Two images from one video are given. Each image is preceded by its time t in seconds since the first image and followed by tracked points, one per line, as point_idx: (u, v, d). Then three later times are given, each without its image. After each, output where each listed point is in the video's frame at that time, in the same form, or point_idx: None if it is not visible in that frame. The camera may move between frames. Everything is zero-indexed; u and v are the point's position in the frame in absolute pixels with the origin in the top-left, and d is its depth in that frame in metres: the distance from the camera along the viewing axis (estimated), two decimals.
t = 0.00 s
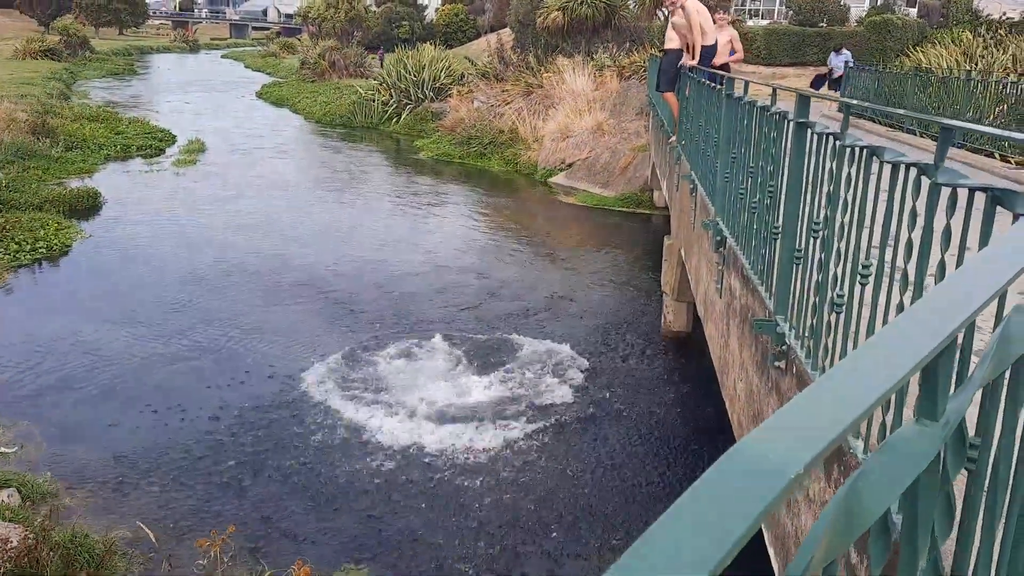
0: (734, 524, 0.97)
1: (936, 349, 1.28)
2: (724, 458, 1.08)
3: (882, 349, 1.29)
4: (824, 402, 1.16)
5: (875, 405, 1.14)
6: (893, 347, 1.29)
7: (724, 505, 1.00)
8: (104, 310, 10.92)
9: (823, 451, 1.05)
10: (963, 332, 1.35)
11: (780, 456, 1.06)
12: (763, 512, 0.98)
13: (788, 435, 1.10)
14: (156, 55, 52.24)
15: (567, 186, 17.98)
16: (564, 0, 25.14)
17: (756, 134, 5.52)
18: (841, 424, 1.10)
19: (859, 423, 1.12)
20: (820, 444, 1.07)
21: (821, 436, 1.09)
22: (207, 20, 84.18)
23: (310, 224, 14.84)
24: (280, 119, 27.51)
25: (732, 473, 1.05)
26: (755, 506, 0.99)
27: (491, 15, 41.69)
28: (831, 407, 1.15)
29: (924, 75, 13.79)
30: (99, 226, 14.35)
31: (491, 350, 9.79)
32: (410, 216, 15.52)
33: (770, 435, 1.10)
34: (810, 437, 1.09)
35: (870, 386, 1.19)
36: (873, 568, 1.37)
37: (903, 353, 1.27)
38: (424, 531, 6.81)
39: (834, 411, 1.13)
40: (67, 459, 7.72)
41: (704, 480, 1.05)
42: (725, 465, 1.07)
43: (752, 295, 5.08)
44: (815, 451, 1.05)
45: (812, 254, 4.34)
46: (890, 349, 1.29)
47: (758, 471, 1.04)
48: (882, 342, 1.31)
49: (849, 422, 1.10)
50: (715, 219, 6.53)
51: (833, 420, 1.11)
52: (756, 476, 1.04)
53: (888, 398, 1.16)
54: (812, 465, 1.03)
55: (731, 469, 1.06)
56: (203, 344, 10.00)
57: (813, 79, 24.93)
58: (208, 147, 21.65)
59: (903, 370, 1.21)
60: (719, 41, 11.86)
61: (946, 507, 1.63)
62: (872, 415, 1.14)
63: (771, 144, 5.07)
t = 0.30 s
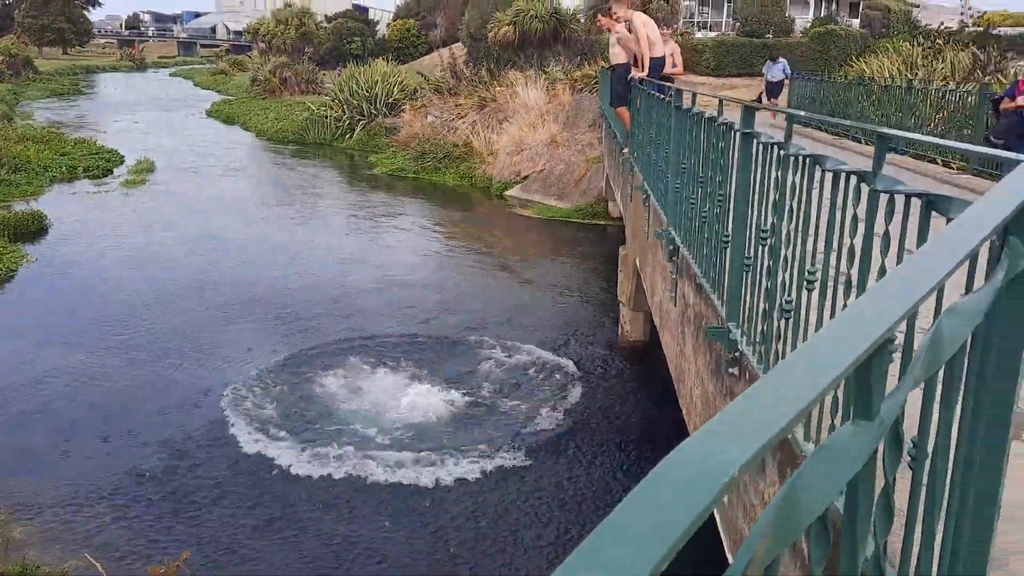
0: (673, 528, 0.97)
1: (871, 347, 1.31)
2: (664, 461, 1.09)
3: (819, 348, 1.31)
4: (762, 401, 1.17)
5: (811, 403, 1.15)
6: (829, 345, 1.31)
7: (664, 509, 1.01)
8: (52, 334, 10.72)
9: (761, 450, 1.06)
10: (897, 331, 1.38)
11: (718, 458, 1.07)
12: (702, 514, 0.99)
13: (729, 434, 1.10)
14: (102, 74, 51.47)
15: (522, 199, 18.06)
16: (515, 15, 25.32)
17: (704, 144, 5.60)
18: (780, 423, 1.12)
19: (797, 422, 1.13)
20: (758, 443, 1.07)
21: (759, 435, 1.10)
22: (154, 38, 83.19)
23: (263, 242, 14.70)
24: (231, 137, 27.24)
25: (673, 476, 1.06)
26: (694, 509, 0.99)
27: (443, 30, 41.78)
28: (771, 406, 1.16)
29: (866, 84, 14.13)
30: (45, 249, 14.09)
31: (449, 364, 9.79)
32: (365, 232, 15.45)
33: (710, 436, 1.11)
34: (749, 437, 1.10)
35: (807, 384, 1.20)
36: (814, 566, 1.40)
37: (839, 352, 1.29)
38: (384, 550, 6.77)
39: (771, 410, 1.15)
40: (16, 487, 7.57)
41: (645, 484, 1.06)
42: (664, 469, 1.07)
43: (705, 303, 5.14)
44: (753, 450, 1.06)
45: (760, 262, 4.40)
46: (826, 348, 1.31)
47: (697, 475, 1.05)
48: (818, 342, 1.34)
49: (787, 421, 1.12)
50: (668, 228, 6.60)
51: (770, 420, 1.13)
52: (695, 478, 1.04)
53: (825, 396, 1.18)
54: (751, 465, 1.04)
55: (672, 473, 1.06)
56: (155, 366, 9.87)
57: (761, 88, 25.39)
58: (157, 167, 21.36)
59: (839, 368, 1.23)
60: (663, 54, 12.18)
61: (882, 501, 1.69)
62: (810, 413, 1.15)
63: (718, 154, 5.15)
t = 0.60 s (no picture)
0: (646, 546, 0.93)
1: (850, 361, 1.28)
2: (636, 477, 1.04)
3: (797, 360, 1.28)
4: (739, 415, 1.14)
5: (788, 417, 1.12)
6: (805, 358, 1.29)
7: (637, 525, 0.97)
8: (38, 350, 10.64)
9: (736, 467, 1.03)
10: (880, 346, 1.36)
11: (693, 475, 1.02)
12: (675, 533, 0.95)
13: (702, 452, 1.07)
14: (91, 88, 51.39)
15: (512, 212, 18.06)
16: (505, 28, 25.38)
17: (692, 158, 5.60)
18: (756, 438, 1.08)
19: (774, 437, 1.10)
20: (733, 461, 1.04)
21: (736, 451, 1.06)
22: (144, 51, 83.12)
23: (252, 257, 14.65)
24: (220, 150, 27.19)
25: (646, 492, 1.02)
26: (665, 528, 0.95)
27: (433, 44, 41.86)
28: (747, 420, 1.12)
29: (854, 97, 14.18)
30: (32, 264, 14.00)
31: (438, 377, 9.75)
32: (355, 246, 15.41)
33: (684, 452, 1.07)
34: (724, 454, 1.06)
35: (784, 398, 1.17)
36: None
37: (817, 365, 1.26)
38: (371, 566, 6.72)
39: (748, 425, 1.11)
40: None
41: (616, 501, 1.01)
42: (637, 483, 1.03)
43: (693, 316, 5.12)
44: (728, 467, 1.03)
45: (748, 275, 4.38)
46: (803, 360, 1.28)
47: (670, 490, 1.01)
48: (796, 355, 1.31)
49: (764, 435, 1.08)
50: (657, 242, 6.59)
51: (748, 434, 1.09)
52: (667, 495, 1.00)
53: (801, 412, 1.15)
54: (724, 482, 1.01)
55: (645, 487, 1.02)
56: (142, 381, 9.80)
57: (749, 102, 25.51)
58: (146, 181, 21.29)
59: (816, 382, 1.20)
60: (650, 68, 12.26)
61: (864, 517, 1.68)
62: (786, 428, 1.12)
63: (706, 168, 5.14)
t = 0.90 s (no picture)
0: (629, 549, 0.98)
1: (834, 366, 1.32)
2: (622, 483, 1.09)
3: (782, 365, 1.33)
4: (724, 420, 1.18)
5: (771, 422, 1.17)
6: (789, 363, 1.33)
7: (622, 530, 1.01)
8: (30, 359, 10.64)
9: (717, 472, 1.07)
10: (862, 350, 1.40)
11: (676, 480, 1.07)
12: (662, 531, 1.01)
13: (691, 453, 1.12)
14: (82, 98, 51.40)
15: (505, 219, 18.12)
16: (496, 36, 25.51)
17: (682, 165, 5.65)
18: (739, 442, 1.13)
19: (756, 441, 1.14)
20: (721, 462, 1.09)
21: (719, 456, 1.11)
22: (135, 60, 83.09)
23: (244, 265, 14.66)
24: (212, 159, 27.20)
25: (631, 498, 1.06)
26: (649, 532, 1.00)
27: (425, 52, 42.03)
28: (731, 425, 1.17)
29: (843, 104, 14.28)
30: (24, 274, 13.98)
31: (432, 384, 9.78)
32: (347, 253, 15.44)
33: (669, 457, 1.12)
34: (713, 454, 1.12)
35: (766, 403, 1.22)
36: None
37: (801, 371, 1.30)
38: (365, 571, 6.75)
39: (732, 431, 1.16)
40: None
41: (602, 506, 1.06)
42: (623, 488, 1.08)
43: (685, 323, 5.16)
44: (711, 471, 1.07)
45: (737, 281, 4.43)
46: (788, 365, 1.32)
47: (658, 491, 1.06)
48: (781, 359, 1.35)
49: (747, 440, 1.13)
50: (648, 249, 6.64)
51: (731, 439, 1.14)
52: (653, 499, 1.05)
53: (784, 417, 1.19)
54: (706, 486, 1.05)
55: (629, 492, 1.07)
56: (135, 390, 9.81)
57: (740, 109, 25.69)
58: (137, 189, 21.28)
59: (799, 388, 1.25)
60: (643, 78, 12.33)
61: (848, 517, 1.73)
62: (769, 434, 1.16)
63: (696, 175, 5.20)
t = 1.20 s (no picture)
0: (618, 564, 0.98)
1: (824, 378, 1.33)
2: (610, 502, 1.09)
3: (772, 378, 1.33)
4: (714, 433, 1.18)
5: (761, 435, 1.17)
6: (779, 376, 1.33)
7: (613, 542, 1.02)
8: (21, 374, 10.57)
9: (711, 482, 1.08)
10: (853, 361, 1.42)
11: (662, 496, 1.07)
12: (658, 538, 1.02)
13: (687, 460, 1.13)
14: (75, 112, 51.44)
15: (499, 233, 18.14)
16: (490, 50, 25.64)
17: (674, 178, 5.68)
18: (728, 457, 1.13)
19: (746, 456, 1.14)
20: (717, 469, 1.10)
21: (706, 470, 1.11)
22: (129, 75, 83.24)
23: (238, 278, 14.63)
24: (205, 172, 27.18)
25: (619, 516, 1.06)
26: (636, 548, 1.00)
27: (419, 66, 42.17)
28: (719, 440, 1.17)
29: (835, 117, 14.38)
30: (16, 288, 13.91)
31: (427, 397, 9.75)
32: (341, 267, 15.43)
33: (658, 472, 1.12)
34: (709, 463, 1.12)
35: (756, 416, 1.22)
36: None
37: (792, 383, 1.31)
38: None
39: (720, 443, 1.15)
40: None
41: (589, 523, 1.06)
42: (610, 505, 1.08)
43: (678, 336, 5.17)
44: (701, 485, 1.07)
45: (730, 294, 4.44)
46: (777, 378, 1.33)
47: (654, 499, 1.07)
48: (772, 373, 1.35)
49: (735, 454, 1.12)
50: (642, 262, 6.65)
51: (720, 453, 1.13)
52: (640, 517, 1.05)
53: (775, 429, 1.19)
54: (695, 503, 1.05)
55: (618, 512, 1.06)
56: (128, 403, 9.75)
57: (732, 122, 25.84)
58: (130, 203, 21.23)
59: (789, 401, 1.25)
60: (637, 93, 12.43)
61: (838, 532, 1.74)
62: (761, 446, 1.16)
63: (688, 188, 5.22)
